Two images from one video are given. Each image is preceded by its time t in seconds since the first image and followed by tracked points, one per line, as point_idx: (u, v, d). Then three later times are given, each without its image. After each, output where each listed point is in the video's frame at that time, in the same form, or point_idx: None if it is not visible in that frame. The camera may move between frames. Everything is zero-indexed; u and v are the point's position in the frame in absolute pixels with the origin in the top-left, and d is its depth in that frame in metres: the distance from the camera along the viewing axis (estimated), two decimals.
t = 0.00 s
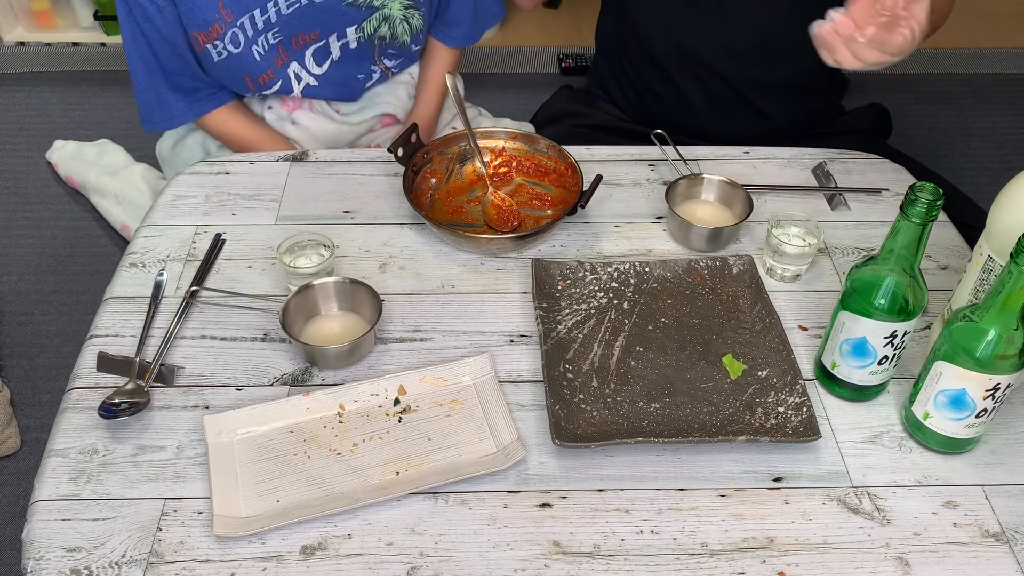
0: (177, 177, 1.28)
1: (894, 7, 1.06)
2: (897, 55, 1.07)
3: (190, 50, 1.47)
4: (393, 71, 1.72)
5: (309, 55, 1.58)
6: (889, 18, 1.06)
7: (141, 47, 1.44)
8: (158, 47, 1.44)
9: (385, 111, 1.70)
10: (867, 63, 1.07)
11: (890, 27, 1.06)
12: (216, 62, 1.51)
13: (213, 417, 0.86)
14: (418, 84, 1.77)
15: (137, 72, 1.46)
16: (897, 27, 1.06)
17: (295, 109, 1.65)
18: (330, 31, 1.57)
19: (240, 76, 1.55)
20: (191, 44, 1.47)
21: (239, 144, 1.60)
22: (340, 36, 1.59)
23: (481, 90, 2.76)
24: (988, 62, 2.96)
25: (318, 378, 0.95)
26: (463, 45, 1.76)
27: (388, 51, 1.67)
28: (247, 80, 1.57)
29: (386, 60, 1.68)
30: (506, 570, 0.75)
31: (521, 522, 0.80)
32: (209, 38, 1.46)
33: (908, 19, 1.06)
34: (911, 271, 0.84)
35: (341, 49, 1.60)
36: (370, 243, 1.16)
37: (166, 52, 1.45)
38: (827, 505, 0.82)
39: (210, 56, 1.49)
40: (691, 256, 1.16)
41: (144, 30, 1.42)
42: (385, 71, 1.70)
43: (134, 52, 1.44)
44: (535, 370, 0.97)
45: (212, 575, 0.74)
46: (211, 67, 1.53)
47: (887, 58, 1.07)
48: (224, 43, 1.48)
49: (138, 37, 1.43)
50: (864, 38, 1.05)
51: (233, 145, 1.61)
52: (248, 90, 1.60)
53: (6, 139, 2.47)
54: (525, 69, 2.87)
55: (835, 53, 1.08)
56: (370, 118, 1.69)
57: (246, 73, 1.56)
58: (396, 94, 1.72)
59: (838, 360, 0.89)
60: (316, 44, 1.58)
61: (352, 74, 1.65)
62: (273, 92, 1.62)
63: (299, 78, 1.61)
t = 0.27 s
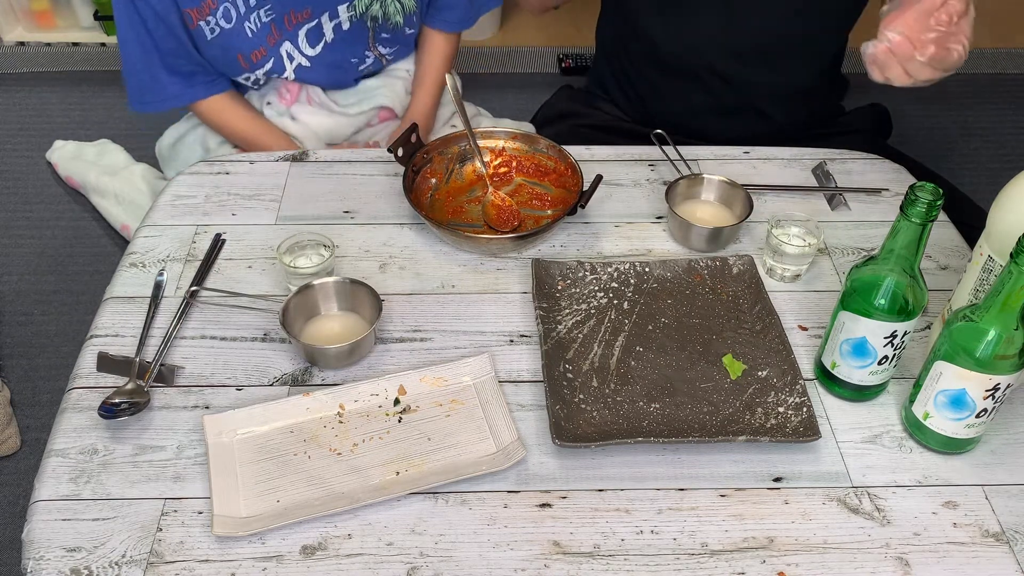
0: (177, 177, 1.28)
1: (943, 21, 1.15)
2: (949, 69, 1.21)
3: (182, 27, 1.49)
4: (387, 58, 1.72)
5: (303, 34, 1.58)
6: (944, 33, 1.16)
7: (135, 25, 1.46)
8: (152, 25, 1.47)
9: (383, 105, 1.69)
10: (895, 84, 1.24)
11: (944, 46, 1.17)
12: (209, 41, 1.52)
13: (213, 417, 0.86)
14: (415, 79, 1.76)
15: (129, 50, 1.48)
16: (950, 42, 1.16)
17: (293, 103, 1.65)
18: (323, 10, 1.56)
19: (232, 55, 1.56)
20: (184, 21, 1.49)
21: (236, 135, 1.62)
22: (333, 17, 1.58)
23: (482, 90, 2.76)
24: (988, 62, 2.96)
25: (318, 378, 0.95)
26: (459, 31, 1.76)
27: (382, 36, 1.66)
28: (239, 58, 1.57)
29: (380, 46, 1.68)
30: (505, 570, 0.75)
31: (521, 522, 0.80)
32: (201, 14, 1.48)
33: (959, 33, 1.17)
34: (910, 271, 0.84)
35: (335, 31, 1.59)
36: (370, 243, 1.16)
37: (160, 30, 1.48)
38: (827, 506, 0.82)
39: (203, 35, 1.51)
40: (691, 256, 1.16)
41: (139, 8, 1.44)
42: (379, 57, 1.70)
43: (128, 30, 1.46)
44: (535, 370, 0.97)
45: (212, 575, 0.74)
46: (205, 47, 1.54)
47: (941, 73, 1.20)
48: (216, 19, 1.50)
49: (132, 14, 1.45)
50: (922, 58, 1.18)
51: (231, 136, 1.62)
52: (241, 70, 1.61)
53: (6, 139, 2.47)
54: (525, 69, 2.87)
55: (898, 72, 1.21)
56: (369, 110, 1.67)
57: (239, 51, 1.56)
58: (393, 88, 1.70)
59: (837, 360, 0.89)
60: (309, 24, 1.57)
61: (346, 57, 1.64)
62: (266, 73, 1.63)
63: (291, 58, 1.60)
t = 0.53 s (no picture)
0: (177, 177, 1.28)
1: (958, 53, 1.29)
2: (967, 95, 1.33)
3: (176, 6, 1.52)
4: (379, 45, 1.73)
5: (296, 17, 1.59)
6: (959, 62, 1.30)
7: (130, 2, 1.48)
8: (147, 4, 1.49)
9: (378, 97, 1.69)
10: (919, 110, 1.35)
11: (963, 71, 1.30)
12: (203, 19, 1.54)
13: (213, 417, 0.86)
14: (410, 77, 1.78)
15: (122, 29, 1.50)
16: (967, 70, 1.29)
17: (288, 95, 1.66)
18: None
19: (225, 34, 1.57)
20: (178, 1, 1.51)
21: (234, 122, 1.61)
22: None
23: (482, 91, 2.76)
24: (988, 62, 2.96)
25: (318, 378, 0.95)
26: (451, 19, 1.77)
27: (374, 21, 1.67)
28: (233, 37, 1.58)
29: (373, 33, 1.69)
30: (506, 570, 0.75)
31: (521, 522, 0.80)
32: None
33: (973, 61, 1.30)
34: (910, 271, 0.84)
35: (328, 14, 1.61)
36: (370, 243, 1.16)
37: (154, 9, 1.50)
38: (827, 506, 0.82)
39: (197, 14, 1.53)
40: (691, 256, 1.16)
41: None
42: (371, 44, 1.71)
43: (123, 8, 1.49)
44: (535, 370, 0.97)
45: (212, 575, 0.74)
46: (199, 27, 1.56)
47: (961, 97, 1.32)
48: None
49: None
50: (943, 86, 1.30)
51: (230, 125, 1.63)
52: (234, 49, 1.61)
53: (6, 139, 2.47)
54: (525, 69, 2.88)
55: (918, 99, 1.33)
56: (364, 101, 1.67)
57: (232, 29, 1.57)
58: (388, 81, 1.71)
59: (837, 360, 0.89)
60: (302, 6, 1.59)
61: (338, 42, 1.65)
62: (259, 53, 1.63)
63: (284, 39, 1.62)
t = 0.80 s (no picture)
0: (177, 177, 1.28)
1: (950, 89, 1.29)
2: (966, 129, 1.30)
3: None
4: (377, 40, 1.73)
5: (294, 4, 1.59)
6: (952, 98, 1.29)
7: None
8: None
9: (378, 93, 1.68)
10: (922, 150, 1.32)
11: (958, 105, 1.28)
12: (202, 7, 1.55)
13: (213, 417, 0.86)
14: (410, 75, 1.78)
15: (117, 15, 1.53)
16: (963, 104, 1.28)
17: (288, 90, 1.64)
18: None
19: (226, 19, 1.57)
20: None
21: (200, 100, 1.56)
22: None
23: (482, 91, 2.76)
24: (988, 62, 2.96)
25: (318, 378, 0.95)
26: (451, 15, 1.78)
27: (373, 15, 1.67)
28: (234, 21, 1.58)
29: (371, 27, 1.70)
30: (506, 570, 0.75)
31: (521, 522, 0.80)
32: None
33: (966, 95, 1.29)
34: (910, 271, 0.84)
35: (327, 4, 1.61)
36: (370, 243, 1.16)
37: None
38: (827, 506, 0.82)
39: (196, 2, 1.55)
40: (691, 256, 1.16)
41: None
42: (369, 38, 1.71)
43: None
44: (535, 370, 0.97)
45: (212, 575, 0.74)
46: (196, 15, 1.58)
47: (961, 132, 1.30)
48: None
49: None
50: (941, 124, 1.28)
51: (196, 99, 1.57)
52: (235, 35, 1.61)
53: (6, 139, 2.47)
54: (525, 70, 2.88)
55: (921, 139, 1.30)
56: (363, 97, 1.67)
57: (234, 13, 1.57)
58: (388, 79, 1.71)
59: (838, 360, 0.89)
60: None
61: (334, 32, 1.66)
62: (259, 41, 1.63)
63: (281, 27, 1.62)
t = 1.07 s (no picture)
0: (177, 177, 1.28)
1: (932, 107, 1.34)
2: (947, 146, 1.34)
3: None
4: (377, 38, 1.72)
5: None
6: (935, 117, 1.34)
7: None
8: None
9: (379, 92, 1.68)
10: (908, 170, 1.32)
11: (941, 124, 1.33)
12: None
13: (214, 417, 0.86)
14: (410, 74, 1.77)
15: None
16: (945, 123, 1.33)
17: (288, 91, 1.62)
18: None
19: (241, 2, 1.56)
20: None
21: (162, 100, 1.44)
22: None
23: (481, 91, 2.76)
24: (987, 62, 2.96)
25: (318, 378, 0.95)
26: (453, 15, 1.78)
27: (376, 14, 1.67)
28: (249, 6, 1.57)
29: (372, 26, 1.69)
30: (506, 570, 0.75)
31: (521, 522, 0.80)
32: None
33: (945, 114, 1.34)
34: (910, 271, 0.84)
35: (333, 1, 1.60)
36: (370, 243, 1.16)
37: None
38: (827, 506, 0.82)
39: None
40: (691, 256, 1.16)
41: None
42: (370, 36, 1.70)
43: None
44: (535, 370, 0.97)
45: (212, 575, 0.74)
46: None
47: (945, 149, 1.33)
48: None
49: None
50: (924, 140, 1.30)
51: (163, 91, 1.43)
52: (247, 18, 1.59)
53: (6, 139, 2.47)
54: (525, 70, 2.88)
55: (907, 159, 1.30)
56: (363, 96, 1.67)
57: None
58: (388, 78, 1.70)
59: (837, 360, 0.89)
60: None
61: (336, 29, 1.65)
62: (269, 29, 1.62)
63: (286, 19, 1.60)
